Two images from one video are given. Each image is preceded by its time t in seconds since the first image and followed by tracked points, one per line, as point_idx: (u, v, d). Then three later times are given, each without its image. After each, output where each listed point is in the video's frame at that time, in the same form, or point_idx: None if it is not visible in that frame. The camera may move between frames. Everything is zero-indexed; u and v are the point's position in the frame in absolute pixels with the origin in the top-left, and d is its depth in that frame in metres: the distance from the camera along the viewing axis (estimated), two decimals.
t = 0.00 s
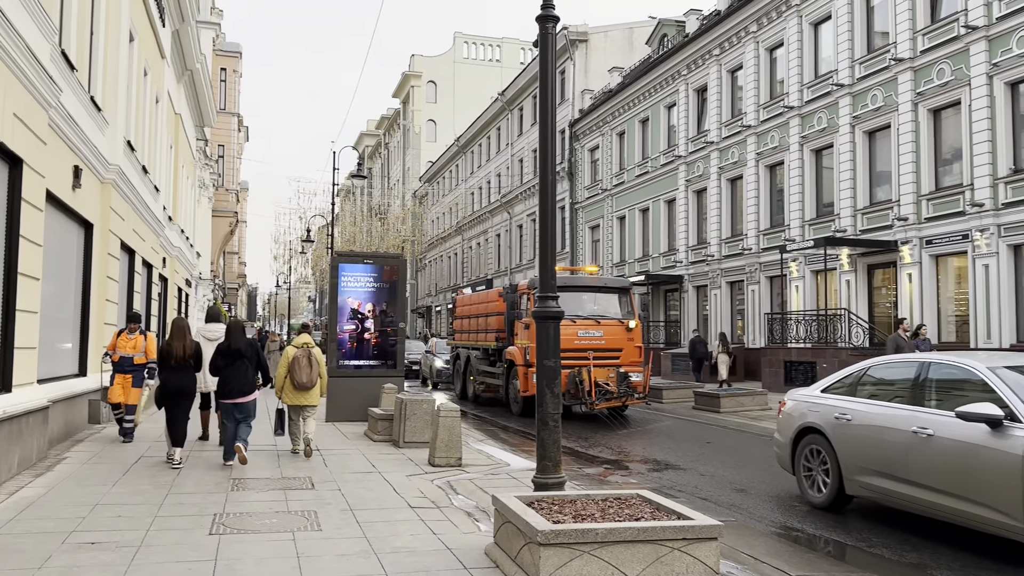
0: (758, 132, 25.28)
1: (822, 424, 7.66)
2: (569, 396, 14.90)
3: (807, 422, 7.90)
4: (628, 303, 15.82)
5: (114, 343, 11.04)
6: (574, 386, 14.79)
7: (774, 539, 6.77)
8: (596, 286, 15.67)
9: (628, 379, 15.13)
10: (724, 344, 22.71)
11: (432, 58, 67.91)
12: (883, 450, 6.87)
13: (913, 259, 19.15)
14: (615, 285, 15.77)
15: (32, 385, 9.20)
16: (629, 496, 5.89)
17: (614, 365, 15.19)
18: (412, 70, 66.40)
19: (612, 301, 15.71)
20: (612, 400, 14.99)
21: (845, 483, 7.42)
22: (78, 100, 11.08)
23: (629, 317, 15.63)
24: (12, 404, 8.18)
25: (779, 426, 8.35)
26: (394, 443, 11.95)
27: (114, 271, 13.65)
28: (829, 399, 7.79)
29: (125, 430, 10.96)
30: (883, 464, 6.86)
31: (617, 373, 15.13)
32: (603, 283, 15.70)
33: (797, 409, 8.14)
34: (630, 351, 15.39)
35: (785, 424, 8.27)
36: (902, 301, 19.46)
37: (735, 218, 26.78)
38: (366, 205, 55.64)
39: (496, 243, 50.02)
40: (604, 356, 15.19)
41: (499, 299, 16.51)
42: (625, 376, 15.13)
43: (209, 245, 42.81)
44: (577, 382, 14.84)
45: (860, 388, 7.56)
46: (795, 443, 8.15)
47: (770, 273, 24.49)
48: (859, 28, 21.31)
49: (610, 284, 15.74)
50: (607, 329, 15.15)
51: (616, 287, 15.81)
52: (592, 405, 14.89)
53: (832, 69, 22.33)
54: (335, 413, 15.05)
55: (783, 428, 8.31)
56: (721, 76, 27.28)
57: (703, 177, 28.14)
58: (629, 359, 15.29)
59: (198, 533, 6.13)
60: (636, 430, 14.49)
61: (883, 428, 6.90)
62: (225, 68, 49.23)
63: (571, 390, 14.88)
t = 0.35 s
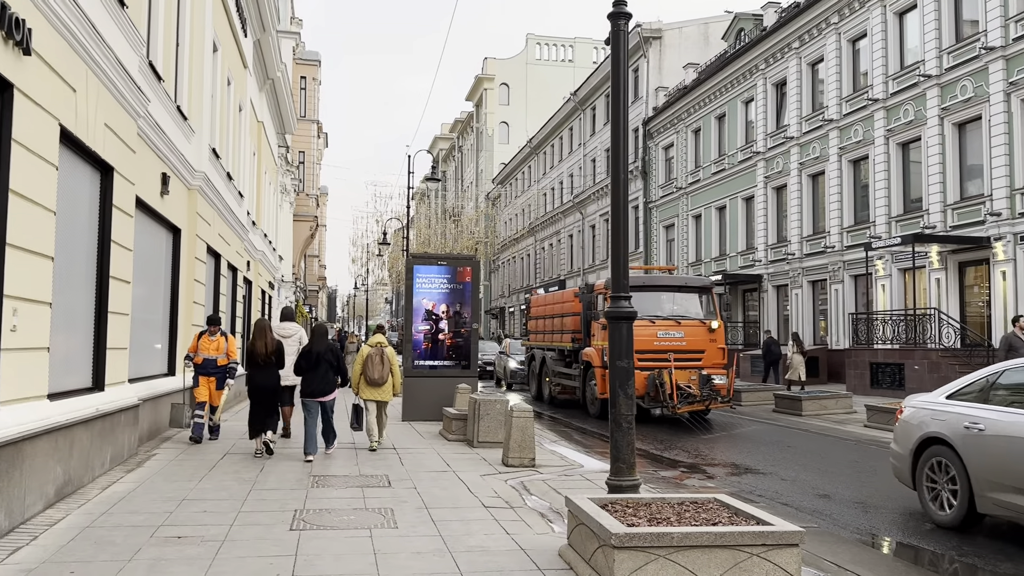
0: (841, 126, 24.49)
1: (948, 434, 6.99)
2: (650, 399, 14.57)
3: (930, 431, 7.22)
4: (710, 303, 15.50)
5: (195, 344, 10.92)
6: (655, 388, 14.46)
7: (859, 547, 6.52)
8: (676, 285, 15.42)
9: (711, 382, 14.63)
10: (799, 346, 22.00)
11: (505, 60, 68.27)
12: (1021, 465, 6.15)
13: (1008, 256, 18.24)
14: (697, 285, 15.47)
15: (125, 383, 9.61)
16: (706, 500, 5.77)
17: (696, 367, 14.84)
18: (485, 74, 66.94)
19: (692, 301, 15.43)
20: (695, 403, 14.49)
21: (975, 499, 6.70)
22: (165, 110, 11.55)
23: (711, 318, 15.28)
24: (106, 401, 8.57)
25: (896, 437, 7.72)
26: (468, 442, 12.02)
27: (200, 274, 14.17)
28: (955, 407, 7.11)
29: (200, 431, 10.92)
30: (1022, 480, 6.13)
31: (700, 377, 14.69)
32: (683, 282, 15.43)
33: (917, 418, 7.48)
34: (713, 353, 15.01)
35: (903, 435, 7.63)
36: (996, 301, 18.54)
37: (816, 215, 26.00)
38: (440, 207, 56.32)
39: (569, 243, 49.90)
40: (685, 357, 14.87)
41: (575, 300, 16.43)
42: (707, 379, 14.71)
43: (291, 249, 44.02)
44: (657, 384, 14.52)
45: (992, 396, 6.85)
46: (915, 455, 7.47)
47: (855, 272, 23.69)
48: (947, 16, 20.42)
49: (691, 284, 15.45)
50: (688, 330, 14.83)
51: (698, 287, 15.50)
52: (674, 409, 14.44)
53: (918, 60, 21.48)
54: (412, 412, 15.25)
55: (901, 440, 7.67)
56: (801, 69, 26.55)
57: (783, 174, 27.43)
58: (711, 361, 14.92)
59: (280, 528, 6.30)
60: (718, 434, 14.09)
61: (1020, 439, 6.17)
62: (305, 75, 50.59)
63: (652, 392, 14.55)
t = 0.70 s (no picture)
0: (905, 121, 23.82)
1: None
2: (714, 403, 14.22)
3: None
4: (777, 303, 15.20)
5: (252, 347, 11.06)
6: (719, 391, 14.11)
7: (928, 555, 6.33)
8: (740, 285, 15.20)
9: (778, 386, 14.26)
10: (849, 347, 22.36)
11: (558, 61, 68.19)
12: None
13: None
14: (762, 284, 15.21)
15: (191, 384, 9.89)
16: (769, 506, 5.67)
17: (762, 370, 14.44)
18: (538, 75, 66.98)
19: (757, 300, 15.18)
20: (761, 407, 14.11)
21: None
22: (228, 116, 11.84)
23: (777, 319, 14.92)
24: (174, 401, 8.82)
25: (999, 450, 7.18)
26: (524, 444, 12.04)
27: (262, 277, 14.50)
28: None
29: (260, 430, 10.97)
30: None
31: (766, 380, 14.32)
32: (747, 282, 15.20)
33: (1023, 428, 6.96)
34: (780, 355, 14.61)
35: (1007, 447, 7.10)
36: None
37: (880, 213, 25.32)
38: (494, 209, 56.57)
39: (623, 244, 49.56)
40: (751, 360, 14.47)
41: (634, 300, 16.31)
42: (774, 382, 14.30)
43: (348, 251, 44.71)
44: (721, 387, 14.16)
45: None
46: (1022, 468, 6.90)
47: (921, 272, 22.99)
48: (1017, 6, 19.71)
49: (756, 283, 15.21)
50: (754, 331, 14.43)
51: (762, 286, 15.24)
52: (739, 413, 14.01)
53: (986, 52, 20.77)
54: (470, 413, 15.36)
55: (1004, 452, 7.13)
56: (862, 64, 25.91)
57: (844, 171, 26.79)
58: (778, 363, 14.51)
59: (342, 527, 6.41)
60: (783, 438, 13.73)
61: None
62: (361, 80, 51.38)
63: (716, 395, 14.19)
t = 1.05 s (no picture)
0: (947, 118, 23.32)
1: None
2: (760, 405, 13.87)
3: None
4: (826, 302, 14.75)
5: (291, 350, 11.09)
6: (765, 394, 13.75)
7: (975, 560, 6.18)
8: (786, 285, 14.83)
9: (827, 388, 13.81)
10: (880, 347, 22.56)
11: (592, 61, 67.97)
12: None
13: None
14: (810, 284, 14.80)
15: (231, 384, 10.02)
16: (812, 509, 5.59)
17: (810, 372, 14.03)
18: (572, 75, 66.86)
19: (805, 300, 14.76)
20: (810, 410, 13.70)
21: None
22: (267, 120, 11.99)
23: (826, 319, 14.47)
24: (215, 401, 8.96)
25: None
26: (560, 445, 12.02)
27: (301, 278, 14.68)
28: None
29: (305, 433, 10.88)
30: None
31: (814, 382, 13.90)
32: (794, 280, 14.82)
33: None
34: (829, 357, 14.16)
35: None
36: None
37: (922, 211, 24.79)
38: (528, 210, 56.60)
39: (659, 244, 49.20)
40: (799, 361, 14.08)
41: (674, 300, 16.19)
42: (823, 384, 13.85)
43: (383, 252, 45.05)
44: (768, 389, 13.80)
45: None
46: None
47: (964, 271, 22.48)
48: None
49: (803, 282, 14.82)
50: (801, 332, 14.06)
51: (810, 285, 14.84)
52: (788, 416, 13.63)
53: None
54: (506, 413, 15.36)
55: None
56: (903, 60, 25.43)
57: (885, 169, 26.31)
58: (827, 365, 14.06)
59: (380, 526, 6.45)
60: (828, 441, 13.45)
61: None
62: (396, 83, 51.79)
63: (762, 398, 13.82)
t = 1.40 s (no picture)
0: (972, 116, 23.02)
1: None
2: (791, 408, 13.59)
3: None
4: (858, 302, 14.48)
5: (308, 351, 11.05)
6: (797, 396, 13.44)
7: (1004, 563, 6.09)
8: (818, 283, 14.56)
9: (860, 390, 13.54)
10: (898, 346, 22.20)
11: (612, 60, 67.77)
12: None
13: None
14: (843, 282, 14.53)
15: (255, 383, 10.09)
16: (839, 511, 5.52)
17: (843, 373, 13.76)
18: (592, 75, 66.72)
19: (838, 299, 14.51)
20: (844, 413, 13.31)
21: None
22: (289, 121, 12.07)
23: (859, 319, 14.19)
24: (239, 400, 9.02)
25: None
26: (582, 446, 11.99)
27: (323, 279, 14.77)
28: None
29: (306, 435, 10.65)
30: None
31: (847, 384, 13.60)
32: (827, 279, 14.53)
33: None
34: (862, 358, 13.91)
35: None
36: None
37: (947, 210, 24.47)
38: (548, 210, 56.53)
39: (679, 244, 48.95)
40: (831, 362, 13.84)
41: (700, 300, 16.04)
42: (856, 386, 13.57)
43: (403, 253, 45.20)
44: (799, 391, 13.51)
45: None
46: None
47: (990, 271, 22.17)
48: None
49: (836, 281, 14.54)
50: (833, 332, 13.81)
51: (842, 284, 14.55)
52: (822, 420, 13.20)
53: None
54: (526, 414, 15.33)
55: None
56: (928, 58, 25.13)
57: (909, 168, 26.00)
58: (860, 366, 13.81)
59: (403, 526, 6.45)
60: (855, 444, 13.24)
61: None
62: (416, 84, 51.95)
63: (794, 400, 13.52)
